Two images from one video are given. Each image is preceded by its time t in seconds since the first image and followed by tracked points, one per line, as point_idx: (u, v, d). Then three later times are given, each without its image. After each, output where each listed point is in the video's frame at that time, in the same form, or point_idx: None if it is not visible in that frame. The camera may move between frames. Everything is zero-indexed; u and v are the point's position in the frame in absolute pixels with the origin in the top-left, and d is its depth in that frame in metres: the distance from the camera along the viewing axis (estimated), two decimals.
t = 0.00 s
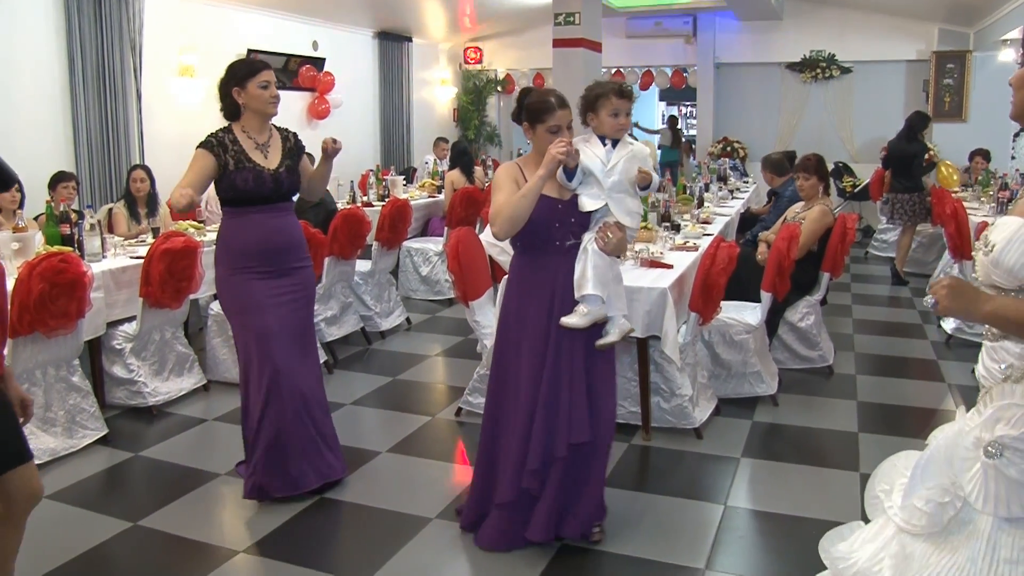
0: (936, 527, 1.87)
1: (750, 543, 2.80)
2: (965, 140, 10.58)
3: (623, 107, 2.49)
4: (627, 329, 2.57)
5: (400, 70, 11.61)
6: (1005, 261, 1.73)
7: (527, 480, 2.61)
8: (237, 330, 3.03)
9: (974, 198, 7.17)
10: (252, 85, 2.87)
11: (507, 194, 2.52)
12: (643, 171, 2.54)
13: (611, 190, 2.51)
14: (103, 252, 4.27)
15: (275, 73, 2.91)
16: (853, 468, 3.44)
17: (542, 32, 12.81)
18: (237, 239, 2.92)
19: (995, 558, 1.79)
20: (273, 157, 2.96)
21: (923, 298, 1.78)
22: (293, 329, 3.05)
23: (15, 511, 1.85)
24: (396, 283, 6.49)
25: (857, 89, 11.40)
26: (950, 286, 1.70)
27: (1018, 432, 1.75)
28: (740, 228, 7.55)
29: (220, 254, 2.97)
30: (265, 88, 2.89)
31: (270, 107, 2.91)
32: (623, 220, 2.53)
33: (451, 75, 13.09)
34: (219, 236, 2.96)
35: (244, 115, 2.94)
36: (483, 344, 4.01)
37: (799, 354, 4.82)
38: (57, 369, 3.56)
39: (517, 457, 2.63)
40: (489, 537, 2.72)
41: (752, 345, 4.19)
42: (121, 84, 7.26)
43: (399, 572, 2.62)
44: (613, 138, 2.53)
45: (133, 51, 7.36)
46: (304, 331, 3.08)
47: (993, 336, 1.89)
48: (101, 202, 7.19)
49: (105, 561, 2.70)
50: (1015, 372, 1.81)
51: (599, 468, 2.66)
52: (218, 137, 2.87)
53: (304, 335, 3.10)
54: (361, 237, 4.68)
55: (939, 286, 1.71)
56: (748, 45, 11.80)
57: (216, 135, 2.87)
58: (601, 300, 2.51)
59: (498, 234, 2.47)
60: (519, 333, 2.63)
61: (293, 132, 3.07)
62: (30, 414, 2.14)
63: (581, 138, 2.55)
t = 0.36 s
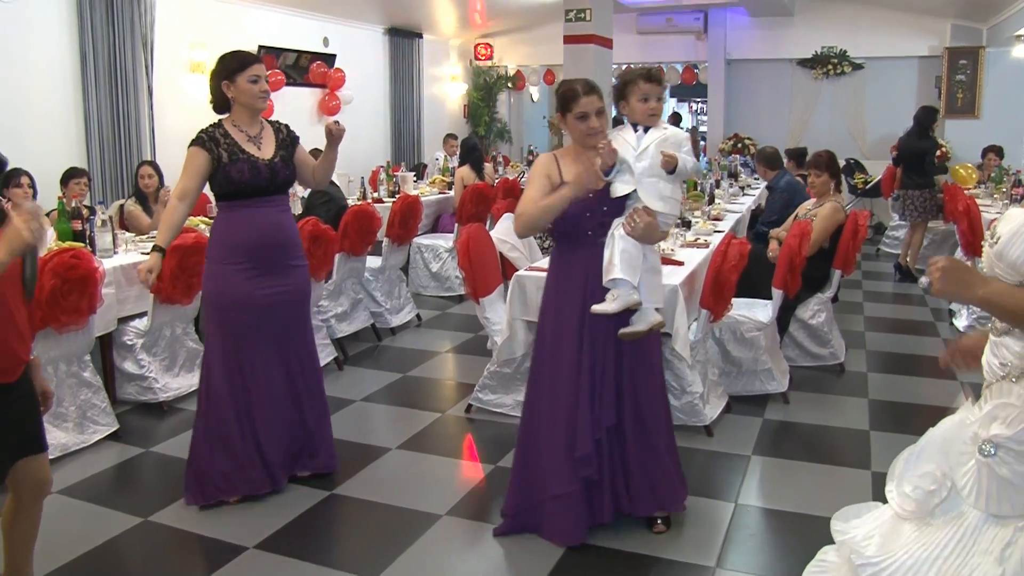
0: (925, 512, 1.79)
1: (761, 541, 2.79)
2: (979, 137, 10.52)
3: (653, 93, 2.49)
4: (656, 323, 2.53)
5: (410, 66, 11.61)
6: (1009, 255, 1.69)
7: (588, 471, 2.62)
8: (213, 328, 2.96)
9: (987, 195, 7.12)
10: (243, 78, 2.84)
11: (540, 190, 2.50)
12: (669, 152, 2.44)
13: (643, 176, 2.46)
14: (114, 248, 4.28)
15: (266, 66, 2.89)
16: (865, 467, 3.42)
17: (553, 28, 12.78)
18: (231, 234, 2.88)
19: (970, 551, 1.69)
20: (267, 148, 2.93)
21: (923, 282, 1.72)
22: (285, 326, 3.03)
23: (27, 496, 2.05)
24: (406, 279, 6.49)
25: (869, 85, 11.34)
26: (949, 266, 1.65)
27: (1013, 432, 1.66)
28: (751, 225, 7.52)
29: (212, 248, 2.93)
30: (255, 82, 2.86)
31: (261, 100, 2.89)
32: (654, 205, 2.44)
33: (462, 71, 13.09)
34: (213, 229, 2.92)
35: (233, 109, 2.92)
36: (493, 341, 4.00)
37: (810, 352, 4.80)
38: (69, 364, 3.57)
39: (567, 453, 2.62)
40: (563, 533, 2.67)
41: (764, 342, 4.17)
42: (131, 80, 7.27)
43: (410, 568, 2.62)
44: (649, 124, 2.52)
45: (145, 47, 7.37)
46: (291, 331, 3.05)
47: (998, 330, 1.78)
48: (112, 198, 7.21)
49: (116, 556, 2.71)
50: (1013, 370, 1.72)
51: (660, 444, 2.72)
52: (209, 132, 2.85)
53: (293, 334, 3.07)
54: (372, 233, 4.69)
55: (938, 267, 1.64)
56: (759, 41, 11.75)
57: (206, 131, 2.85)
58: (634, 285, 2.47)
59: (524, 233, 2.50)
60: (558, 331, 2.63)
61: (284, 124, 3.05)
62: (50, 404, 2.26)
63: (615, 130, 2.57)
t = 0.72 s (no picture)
0: (909, 509, 1.73)
1: (766, 542, 2.78)
2: (983, 137, 10.50)
3: (683, 98, 2.43)
4: (695, 329, 2.47)
5: (414, 67, 11.63)
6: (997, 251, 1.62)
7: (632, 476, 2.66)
8: (183, 334, 2.91)
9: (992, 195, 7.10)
10: (222, 82, 2.81)
11: (585, 204, 2.58)
12: (676, 155, 2.32)
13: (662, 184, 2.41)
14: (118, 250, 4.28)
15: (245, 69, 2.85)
16: (869, 468, 3.41)
17: (557, 29, 12.78)
18: (200, 240, 2.84)
19: (949, 549, 1.64)
20: (246, 156, 2.90)
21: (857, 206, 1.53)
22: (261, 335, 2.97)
23: (37, 489, 2.06)
24: (410, 280, 6.50)
25: (873, 85, 11.32)
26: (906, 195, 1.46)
27: (992, 431, 1.60)
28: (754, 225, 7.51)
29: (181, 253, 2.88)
30: (235, 86, 2.83)
31: (241, 104, 2.86)
32: (666, 212, 2.40)
33: (466, 72, 13.10)
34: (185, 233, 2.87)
35: (212, 113, 2.88)
36: (497, 342, 3.99)
37: (814, 352, 4.80)
38: (73, 366, 3.58)
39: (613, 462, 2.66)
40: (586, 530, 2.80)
41: (768, 342, 4.18)
42: (135, 82, 7.29)
43: (413, 570, 2.62)
44: (680, 127, 2.46)
45: (149, 49, 7.39)
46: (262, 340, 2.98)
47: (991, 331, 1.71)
48: (116, 199, 7.22)
49: (120, 557, 2.72)
50: (996, 370, 1.65)
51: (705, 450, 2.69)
52: (188, 137, 2.80)
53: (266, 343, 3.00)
54: (376, 234, 4.70)
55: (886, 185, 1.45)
56: (763, 41, 11.74)
57: (185, 136, 2.81)
58: (643, 294, 2.49)
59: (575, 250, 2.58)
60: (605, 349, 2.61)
61: (264, 130, 3.02)
62: (72, 397, 2.30)
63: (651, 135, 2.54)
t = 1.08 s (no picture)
0: (890, 502, 1.73)
1: (766, 544, 2.78)
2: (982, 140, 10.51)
3: (688, 91, 2.43)
4: (688, 328, 2.43)
5: (415, 69, 11.64)
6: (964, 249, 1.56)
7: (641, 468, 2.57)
8: (183, 335, 2.87)
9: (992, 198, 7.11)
10: (217, 80, 2.77)
11: (591, 194, 2.59)
12: (668, 150, 2.29)
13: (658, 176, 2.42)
14: (118, 252, 4.28)
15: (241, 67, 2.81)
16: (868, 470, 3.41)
17: (557, 32, 12.79)
18: (197, 242, 2.79)
19: (930, 539, 1.62)
20: (241, 154, 2.84)
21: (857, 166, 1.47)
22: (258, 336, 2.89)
23: (30, 485, 2.06)
24: (410, 282, 6.50)
25: (873, 88, 11.34)
26: (894, 161, 1.41)
27: (966, 422, 1.57)
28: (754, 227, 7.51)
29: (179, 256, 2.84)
30: (231, 83, 2.79)
31: (236, 102, 2.81)
32: (657, 206, 2.40)
33: (466, 75, 13.11)
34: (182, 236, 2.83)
35: (208, 111, 2.83)
36: (497, 344, 4.00)
37: (814, 355, 4.80)
38: (73, 368, 3.57)
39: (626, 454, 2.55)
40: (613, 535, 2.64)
41: (767, 345, 4.17)
42: (136, 83, 7.29)
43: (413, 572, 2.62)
44: (684, 122, 2.46)
45: (149, 51, 7.39)
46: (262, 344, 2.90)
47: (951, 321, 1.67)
48: (116, 201, 7.23)
49: (120, 559, 2.71)
50: (962, 362, 1.62)
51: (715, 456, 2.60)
52: (184, 134, 2.76)
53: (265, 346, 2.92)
54: (376, 236, 4.70)
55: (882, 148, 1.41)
56: (763, 44, 11.75)
57: (181, 132, 2.76)
58: (634, 283, 2.46)
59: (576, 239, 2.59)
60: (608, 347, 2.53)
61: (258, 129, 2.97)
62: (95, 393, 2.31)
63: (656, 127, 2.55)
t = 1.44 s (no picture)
0: (843, 487, 1.75)
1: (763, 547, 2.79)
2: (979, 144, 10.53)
3: (674, 104, 2.39)
4: (689, 335, 2.41)
5: (412, 73, 11.64)
6: (920, 256, 1.58)
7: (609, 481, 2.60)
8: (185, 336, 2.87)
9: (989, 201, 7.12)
10: (228, 88, 2.77)
11: (579, 210, 2.59)
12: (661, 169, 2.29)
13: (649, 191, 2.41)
14: (116, 255, 4.28)
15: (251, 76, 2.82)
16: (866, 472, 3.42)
17: (555, 35, 12.81)
18: (199, 247, 2.78)
19: (882, 521, 1.67)
20: (248, 163, 2.85)
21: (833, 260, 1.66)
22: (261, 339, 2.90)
23: (33, 492, 2.06)
24: (408, 286, 6.50)
25: (870, 92, 11.36)
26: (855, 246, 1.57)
27: (923, 411, 1.62)
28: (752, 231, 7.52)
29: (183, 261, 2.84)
30: (241, 93, 2.79)
31: (246, 111, 2.81)
32: (651, 219, 2.40)
33: (463, 78, 13.12)
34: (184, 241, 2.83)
35: (215, 118, 2.82)
36: (495, 348, 4.00)
37: (811, 358, 4.81)
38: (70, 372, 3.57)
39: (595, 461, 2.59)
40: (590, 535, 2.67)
41: (765, 348, 4.17)
42: (134, 87, 7.29)
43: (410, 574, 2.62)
44: (671, 134, 2.44)
45: (147, 54, 7.40)
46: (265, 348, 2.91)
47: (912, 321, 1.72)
48: (114, 204, 7.23)
49: (117, 562, 2.71)
50: (925, 358, 1.66)
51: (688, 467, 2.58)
52: (195, 141, 2.74)
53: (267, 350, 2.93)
54: (374, 239, 4.71)
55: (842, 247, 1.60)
56: (760, 48, 11.78)
57: (191, 139, 2.74)
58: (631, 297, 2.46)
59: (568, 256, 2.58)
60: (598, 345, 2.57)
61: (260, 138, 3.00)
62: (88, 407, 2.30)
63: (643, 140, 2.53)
